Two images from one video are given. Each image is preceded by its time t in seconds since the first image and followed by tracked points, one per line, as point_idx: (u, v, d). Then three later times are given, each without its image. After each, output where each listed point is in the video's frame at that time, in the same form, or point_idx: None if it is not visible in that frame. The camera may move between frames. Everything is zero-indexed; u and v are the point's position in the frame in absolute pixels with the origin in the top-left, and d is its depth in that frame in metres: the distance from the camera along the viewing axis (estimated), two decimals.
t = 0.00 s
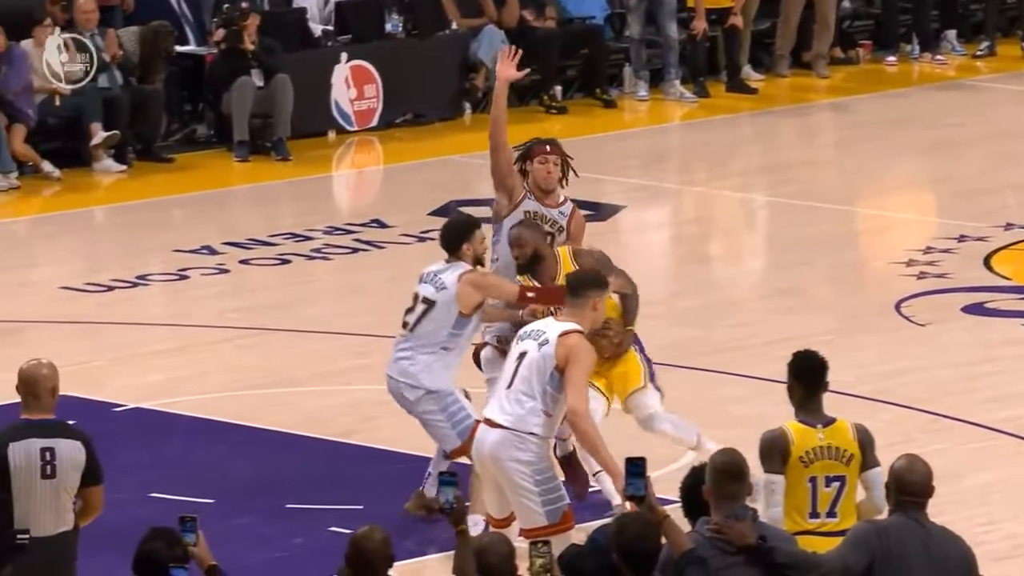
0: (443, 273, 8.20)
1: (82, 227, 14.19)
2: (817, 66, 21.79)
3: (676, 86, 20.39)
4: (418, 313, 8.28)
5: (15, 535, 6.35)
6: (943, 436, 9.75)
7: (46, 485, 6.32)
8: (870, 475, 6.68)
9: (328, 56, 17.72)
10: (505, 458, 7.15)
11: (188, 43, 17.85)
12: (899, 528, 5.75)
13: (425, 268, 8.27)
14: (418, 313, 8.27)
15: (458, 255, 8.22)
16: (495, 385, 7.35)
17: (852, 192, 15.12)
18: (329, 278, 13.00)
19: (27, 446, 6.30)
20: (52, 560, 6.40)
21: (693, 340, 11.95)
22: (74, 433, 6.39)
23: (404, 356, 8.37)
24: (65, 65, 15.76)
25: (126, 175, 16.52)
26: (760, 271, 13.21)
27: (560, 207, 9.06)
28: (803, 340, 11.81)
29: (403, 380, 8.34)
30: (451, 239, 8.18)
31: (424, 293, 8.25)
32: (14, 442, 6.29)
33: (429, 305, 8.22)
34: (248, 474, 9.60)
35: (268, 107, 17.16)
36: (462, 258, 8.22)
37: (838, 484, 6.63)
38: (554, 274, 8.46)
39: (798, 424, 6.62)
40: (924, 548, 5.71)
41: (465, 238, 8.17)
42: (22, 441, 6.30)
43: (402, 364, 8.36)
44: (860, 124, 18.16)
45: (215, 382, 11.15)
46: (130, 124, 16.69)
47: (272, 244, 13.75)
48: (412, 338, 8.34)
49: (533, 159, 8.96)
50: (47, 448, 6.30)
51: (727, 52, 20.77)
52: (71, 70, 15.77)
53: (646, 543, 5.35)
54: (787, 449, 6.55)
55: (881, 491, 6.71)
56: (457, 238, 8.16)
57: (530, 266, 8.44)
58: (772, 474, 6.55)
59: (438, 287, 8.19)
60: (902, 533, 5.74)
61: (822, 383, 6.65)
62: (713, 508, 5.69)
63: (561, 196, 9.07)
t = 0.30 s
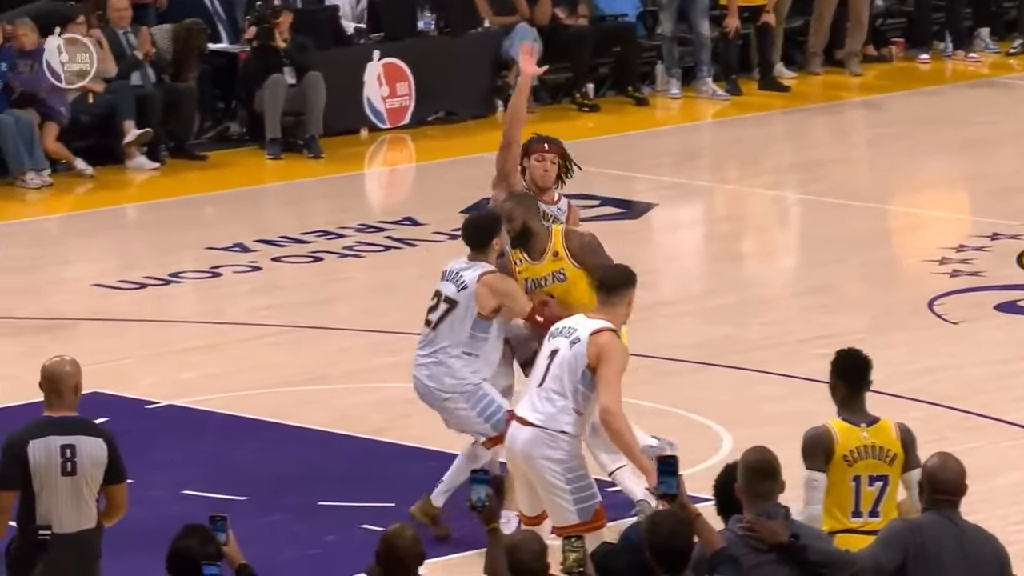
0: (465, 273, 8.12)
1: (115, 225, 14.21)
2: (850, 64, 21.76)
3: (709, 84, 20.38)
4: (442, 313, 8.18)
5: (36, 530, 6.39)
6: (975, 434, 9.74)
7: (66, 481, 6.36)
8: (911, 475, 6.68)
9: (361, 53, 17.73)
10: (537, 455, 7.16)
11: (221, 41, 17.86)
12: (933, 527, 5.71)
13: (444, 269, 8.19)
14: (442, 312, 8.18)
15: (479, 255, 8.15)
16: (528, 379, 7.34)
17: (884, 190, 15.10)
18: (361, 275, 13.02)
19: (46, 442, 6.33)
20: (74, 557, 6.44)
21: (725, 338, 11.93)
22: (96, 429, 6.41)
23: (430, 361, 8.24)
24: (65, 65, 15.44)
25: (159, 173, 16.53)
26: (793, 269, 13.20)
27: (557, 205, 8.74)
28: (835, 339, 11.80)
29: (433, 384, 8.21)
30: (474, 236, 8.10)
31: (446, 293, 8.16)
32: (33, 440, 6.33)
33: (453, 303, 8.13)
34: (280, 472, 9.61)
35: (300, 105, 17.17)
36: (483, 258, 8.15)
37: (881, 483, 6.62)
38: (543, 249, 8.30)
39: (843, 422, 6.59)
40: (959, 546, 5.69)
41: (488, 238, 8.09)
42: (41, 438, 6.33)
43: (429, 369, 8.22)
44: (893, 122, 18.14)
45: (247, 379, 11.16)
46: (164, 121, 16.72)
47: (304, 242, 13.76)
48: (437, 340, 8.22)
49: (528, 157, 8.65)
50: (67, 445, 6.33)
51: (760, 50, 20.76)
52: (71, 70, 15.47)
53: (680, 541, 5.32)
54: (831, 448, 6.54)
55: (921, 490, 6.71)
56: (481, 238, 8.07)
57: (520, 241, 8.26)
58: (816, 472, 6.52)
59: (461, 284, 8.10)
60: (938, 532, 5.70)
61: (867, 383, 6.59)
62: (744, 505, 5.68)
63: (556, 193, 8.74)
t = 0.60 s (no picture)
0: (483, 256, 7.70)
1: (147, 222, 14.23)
2: (882, 62, 21.74)
3: (740, 82, 20.36)
4: (465, 298, 7.77)
5: (58, 525, 6.42)
6: (1008, 433, 9.71)
7: (89, 478, 6.38)
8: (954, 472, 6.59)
9: (393, 51, 17.74)
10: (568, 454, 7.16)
11: (254, 39, 17.89)
12: (966, 525, 5.71)
13: (459, 251, 7.79)
14: (463, 298, 7.78)
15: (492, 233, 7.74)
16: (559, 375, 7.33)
17: (917, 188, 15.06)
18: (392, 273, 13.02)
19: (68, 439, 6.36)
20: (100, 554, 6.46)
21: (756, 336, 11.92)
22: (121, 427, 6.44)
23: (451, 348, 7.83)
24: (66, 64, 15.27)
25: (191, 170, 16.55)
26: (825, 267, 13.17)
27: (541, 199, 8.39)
28: (867, 338, 11.78)
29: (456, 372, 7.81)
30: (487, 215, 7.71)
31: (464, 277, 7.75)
32: (55, 436, 6.36)
33: (473, 288, 7.72)
34: (311, 468, 9.63)
35: (331, 102, 17.19)
36: (494, 238, 7.74)
37: (923, 479, 6.55)
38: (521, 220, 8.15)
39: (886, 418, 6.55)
40: (990, 543, 5.69)
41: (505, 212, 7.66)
42: (63, 436, 6.37)
43: (451, 356, 7.81)
44: (926, 120, 18.10)
45: (278, 376, 11.17)
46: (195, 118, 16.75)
47: (335, 239, 13.77)
48: (458, 326, 7.82)
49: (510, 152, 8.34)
50: (88, 441, 6.36)
51: (792, 48, 20.75)
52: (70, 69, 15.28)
53: (710, 539, 5.29)
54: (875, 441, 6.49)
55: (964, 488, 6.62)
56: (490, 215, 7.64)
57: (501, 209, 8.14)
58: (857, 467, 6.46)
59: (479, 268, 7.69)
60: (969, 530, 5.70)
61: (908, 379, 6.54)
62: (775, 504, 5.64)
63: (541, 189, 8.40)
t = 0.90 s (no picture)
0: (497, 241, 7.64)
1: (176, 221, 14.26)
2: (912, 61, 21.72)
3: (770, 80, 20.35)
4: (482, 284, 7.74)
5: (81, 522, 6.44)
6: None
7: (111, 475, 6.40)
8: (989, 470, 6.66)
9: (422, 49, 17.77)
10: (600, 453, 7.15)
11: (283, 38, 17.92)
12: (996, 524, 5.81)
13: (467, 237, 7.71)
14: (480, 283, 7.74)
15: (496, 217, 7.68)
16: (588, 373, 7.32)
17: (947, 187, 15.04)
18: (420, 272, 13.02)
19: (90, 437, 6.38)
20: (123, 551, 6.48)
21: (786, 335, 11.90)
22: (143, 424, 6.45)
23: (470, 334, 7.81)
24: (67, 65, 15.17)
25: (220, 168, 16.56)
26: (854, 266, 13.16)
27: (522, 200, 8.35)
28: (896, 338, 11.76)
29: (478, 357, 7.80)
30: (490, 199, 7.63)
31: (477, 261, 7.70)
32: (78, 434, 6.38)
33: (489, 273, 7.69)
34: (338, 467, 9.64)
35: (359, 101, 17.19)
36: (498, 222, 7.68)
37: (959, 476, 6.61)
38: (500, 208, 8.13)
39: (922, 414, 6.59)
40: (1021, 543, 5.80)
41: (512, 199, 7.60)
42: (86, 433, 6.38)
43: (471, 343, 7.80)
44: (956, 118, 18.07)
45: (306, 375, 11.19)
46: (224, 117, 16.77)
47: (365, 238, 13.78)
48: (477, 309, 7.80)
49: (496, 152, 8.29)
50: (111, 438, 6.37)
51: (821, 46, 20.74)
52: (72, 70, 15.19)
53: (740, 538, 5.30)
54: (913, 436, 6.52)
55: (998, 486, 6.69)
56: (499, 202, 7.58)
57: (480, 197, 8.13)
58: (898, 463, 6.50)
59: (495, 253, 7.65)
60: (1000, 529, 5.80)
61: (947, 376, 6.59)
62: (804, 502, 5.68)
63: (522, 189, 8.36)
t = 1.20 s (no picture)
0: (508, 235, 7.64)
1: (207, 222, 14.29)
2: (943, 61, 21.69)
3: (800, 81, 20.34)
4: (498, 279, 7.70)
5: (104, 520, 6.45)
6: None
7: (136, 475, 6.41)
8: None
9: (454, 50, 17.76)
10: (633, 453, 7.07)
11: (313, 39, 17.95)
12: None
13: (473, 237, 7.68)
14: (495, 280, 7.70)
15: (494, 207, 7.70)
16: (616, 379, 7.27)
17: (978, 188, 15.02)
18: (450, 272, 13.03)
19: (115, 438, 6.39)
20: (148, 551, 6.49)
21: (815, 336, 11.90)
22: (168, 424, 6.46)
23: (491, 334, 7.74)
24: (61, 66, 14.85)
25: (251, 169, 16.59)
26: (884, 266, 13.15)
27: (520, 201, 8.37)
28: (925, 339, 11.75)
29: (506, 354, 7.73)
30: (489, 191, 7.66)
31: (488, 256, 7.67)
32: (102, 434, 6.39)
33: (506, 265, 7.66)
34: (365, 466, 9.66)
35: (389, 102, 17.20)
36: (497, 212, 7.70)
37: (994, 475, 6.62)
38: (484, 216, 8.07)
39: (960, 411, 6.62)
40: None
41: (514, 188, 7.65)
42: (111, 433, 6.39)
43: (497, 342, 7.72)
44: (987, 119, 18.04)
45: (335, 375, 11.20)
46: (254, 117, 16.79)
47: (394, 239, 13.79)
48: (494, 307, 7.74)
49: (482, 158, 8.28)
50: (135, 439, 6.38)
51: (851, 47, 20.72)
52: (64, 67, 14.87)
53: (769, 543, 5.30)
54: (950, 434, 6.54)
55: None
56: (505, 193, 7.60)
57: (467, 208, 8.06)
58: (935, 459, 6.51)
59: (510, 244, 7.63)
60: None
61: (981, 375, 6.64)
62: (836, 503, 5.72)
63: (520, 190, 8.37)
